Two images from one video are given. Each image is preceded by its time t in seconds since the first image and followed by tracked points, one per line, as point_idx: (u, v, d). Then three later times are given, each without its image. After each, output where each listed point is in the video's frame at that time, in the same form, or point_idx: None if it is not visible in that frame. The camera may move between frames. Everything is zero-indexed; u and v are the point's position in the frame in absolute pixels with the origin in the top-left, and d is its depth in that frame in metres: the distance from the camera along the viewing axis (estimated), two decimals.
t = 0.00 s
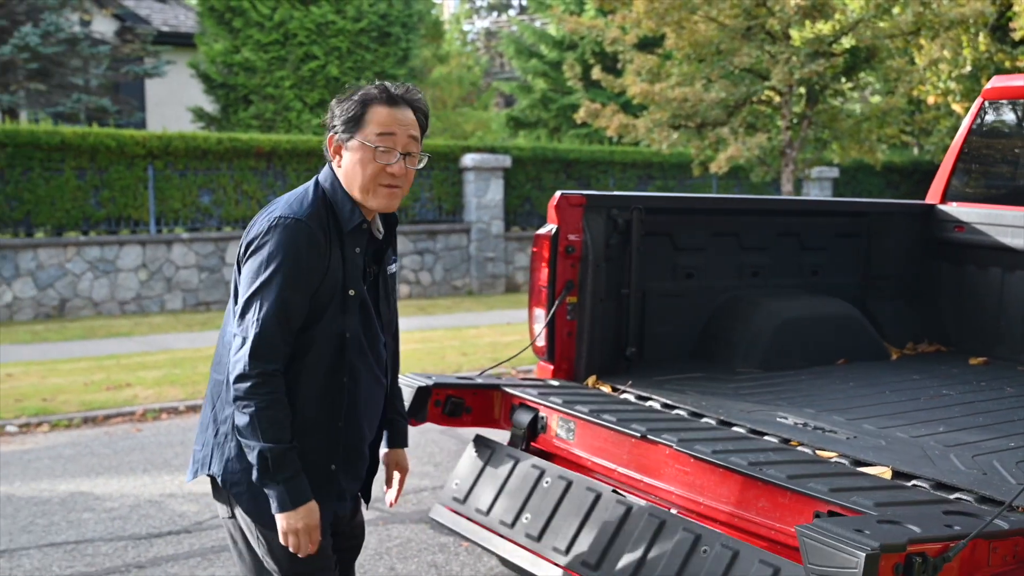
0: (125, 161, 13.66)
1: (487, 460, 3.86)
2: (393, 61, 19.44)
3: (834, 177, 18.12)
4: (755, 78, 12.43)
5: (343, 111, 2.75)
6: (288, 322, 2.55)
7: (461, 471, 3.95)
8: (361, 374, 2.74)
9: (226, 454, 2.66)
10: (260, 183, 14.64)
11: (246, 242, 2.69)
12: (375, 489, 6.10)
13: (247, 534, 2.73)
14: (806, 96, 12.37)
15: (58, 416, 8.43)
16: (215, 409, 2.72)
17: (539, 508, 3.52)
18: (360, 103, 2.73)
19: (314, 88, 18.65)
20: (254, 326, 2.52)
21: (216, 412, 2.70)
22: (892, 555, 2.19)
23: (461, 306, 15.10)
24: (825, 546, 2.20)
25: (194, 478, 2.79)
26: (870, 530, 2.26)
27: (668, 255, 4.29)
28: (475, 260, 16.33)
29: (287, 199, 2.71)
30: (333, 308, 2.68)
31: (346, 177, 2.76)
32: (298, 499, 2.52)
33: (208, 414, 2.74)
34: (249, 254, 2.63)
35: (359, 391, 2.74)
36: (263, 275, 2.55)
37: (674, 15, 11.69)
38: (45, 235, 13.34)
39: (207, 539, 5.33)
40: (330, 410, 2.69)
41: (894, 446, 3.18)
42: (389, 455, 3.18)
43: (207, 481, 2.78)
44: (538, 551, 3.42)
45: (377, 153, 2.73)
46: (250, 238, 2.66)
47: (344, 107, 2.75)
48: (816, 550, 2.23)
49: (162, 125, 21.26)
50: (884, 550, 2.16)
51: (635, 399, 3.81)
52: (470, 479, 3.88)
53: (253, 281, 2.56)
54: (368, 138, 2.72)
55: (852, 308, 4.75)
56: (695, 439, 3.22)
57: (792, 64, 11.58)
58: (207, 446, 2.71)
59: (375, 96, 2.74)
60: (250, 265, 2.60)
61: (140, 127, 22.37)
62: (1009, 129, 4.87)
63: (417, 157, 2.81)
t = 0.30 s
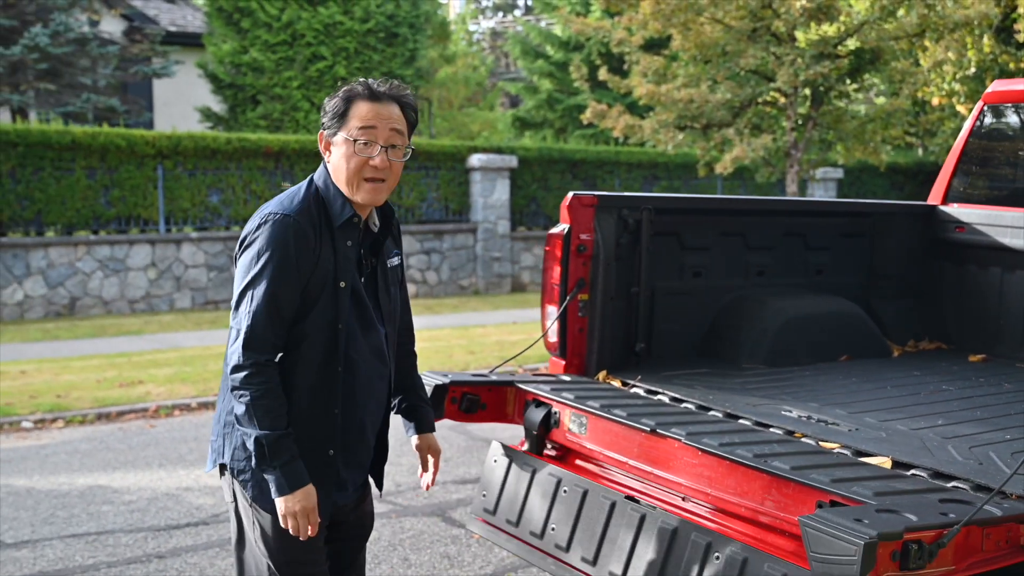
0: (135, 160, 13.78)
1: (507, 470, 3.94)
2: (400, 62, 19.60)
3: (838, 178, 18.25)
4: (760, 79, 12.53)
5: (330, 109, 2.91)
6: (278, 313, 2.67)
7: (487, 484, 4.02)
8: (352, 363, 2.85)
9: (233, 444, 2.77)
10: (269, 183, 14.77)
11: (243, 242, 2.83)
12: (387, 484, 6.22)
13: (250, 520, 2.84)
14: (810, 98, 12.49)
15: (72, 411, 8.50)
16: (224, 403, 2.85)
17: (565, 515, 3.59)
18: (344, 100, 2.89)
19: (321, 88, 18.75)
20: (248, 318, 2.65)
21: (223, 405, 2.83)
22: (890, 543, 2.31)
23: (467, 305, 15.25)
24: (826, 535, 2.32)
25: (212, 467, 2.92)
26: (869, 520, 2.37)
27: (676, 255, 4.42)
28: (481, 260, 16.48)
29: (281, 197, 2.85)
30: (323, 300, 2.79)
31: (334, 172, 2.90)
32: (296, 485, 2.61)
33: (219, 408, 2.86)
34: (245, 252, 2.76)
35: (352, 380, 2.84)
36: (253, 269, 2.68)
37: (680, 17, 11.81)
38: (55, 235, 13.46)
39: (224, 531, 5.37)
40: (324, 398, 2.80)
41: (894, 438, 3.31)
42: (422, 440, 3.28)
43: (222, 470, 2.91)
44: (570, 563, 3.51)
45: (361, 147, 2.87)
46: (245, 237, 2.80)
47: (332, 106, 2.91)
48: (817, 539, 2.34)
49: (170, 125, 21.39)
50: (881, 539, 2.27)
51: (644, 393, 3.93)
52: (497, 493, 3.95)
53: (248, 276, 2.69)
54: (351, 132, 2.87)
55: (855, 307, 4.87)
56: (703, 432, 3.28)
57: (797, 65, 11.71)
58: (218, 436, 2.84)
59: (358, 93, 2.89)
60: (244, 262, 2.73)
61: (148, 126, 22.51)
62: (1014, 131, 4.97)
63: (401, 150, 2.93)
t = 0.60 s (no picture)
0: (140, 161, 13.86)
1: (528, 478, 3.94)
2: (401, 64, 19.73)
3: (837, 180, 18.40)
4: (760, 82, 12.64)
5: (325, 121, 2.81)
6: (268, 324, 2.64)
7: (510, 492, 4.02)
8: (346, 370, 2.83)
9: (230, 451, 2.75)
10: (272, 184, 14.87)
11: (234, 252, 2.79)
12: (393, 483, 6.34)
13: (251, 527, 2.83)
14: (810, 100, 12.61)
15: (80, 411, 8.56)
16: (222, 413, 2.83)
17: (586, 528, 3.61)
18: (340, 112, 2.80)
19: (323, 89, 18.84)
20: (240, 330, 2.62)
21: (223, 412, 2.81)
22: (883, 540, 2.43)
23: (469, 305, 15.38)
24: (823, 533, 2.43)
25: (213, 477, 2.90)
26: (863, 518, 2.49)
27: (678, 259, 4.54)
28: (483, 261, 16.61)
29: (271, 208, 2.80)
30: (314, 309, 2.76)
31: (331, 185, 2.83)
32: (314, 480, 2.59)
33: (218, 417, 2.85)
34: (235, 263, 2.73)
35: (346, 387, 2.83)
36: (243, 280, 2.65)
37: (681, 20, 11.94)
38: (60, 235, 13.55)
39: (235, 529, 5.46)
40: (319, 406, 2.78)
41: (888, 438, 3.43)
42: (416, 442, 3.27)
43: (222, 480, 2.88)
44: (594, 572, 3.53)
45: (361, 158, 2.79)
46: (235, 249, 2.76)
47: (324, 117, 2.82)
48: (814, 536, 2.46)
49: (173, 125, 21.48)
50: (875, 536, 2.39)
51: (647, 395, 4.05)
52: (520, 501, 3.96)
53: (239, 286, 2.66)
54: (355, 146, 2.78)
55: (852, 310, 5.00)
56: (705, 433, 3.34)
57: (797, 68, 11.83)
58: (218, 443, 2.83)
59: (353, 105, 2.80)
60: (234, 272, 2.70)
61: (151, 127, 22.61)
62: (1012, 137, 5.08)
63: (400, 163, 2.89)
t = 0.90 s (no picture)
0: (140, 162, 13.94)
1: (532, 475, 4.01)
2: (400, 65, 19.80)
3: (833, 181, 18.49)
4: (757, 84, 12.74)
5: (354, 133, 2.85)
6: (278, 329, 2.71)
7: (513, 491, 4.10)
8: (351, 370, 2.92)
9: (241, 452, 2.80)
10: (271, 184, 14.95)
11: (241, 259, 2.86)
12: (395, 480, 6.43)
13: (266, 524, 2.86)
14: (806, 103, 12.70)
15: (82, 410, 8.63)
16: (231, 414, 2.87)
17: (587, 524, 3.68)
18: (372, 127, 2.85)
19: (322, 90, 18.93)
20: (250, 336, 2.69)
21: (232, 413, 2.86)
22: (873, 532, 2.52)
23: (467, 306, 15.48)
24: (814, 525, 2.53)
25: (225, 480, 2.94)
26: (854, 512, 2.59)
27: (676, 260, 4.64)
28: (481, 261, 16.69)
29: (278, 213, 2.86)
30: (319, 312, 2.84)
31: (349, 196, 2.89)
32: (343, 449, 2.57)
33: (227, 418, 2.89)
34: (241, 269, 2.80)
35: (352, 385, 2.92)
36: (252, 287, 2.72)
37: (678, 22, 12.04)
38: (59, 235, 13.62)
39: (239, 525, 5.53)
40: (325, 404, 2.90)
41: (881, 434, 3.54)
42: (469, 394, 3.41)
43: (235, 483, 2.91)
44: (596, 566, 3.60)
45: (387, 176, 2.89)
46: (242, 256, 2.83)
47: (351, 128, 2.86)
48: (807, 529, 2.55)
49: (172, 126, 21.55)
50: (865, 529, 2.49)
51: (647, 392, 4.15)
52: (524, 499, 4.03)
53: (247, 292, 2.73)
54: (385, 162, 2.87)
55: (847, 310, 5.10)
56: (704, 431, 3.43)
57: (793, 71, 11.94)
58: (227, 446, 2.85)
59: (386, 122, 2.87)
60: (241, 278, 2.77)
61: (149, 127, 22.67)
62: (1005, 140, 5.17)
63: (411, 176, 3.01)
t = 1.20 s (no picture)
0: (128, 159, 13.94)
1: (523, 466, 4.09)
2: (389, 63, 19.83)
3: (819, 180, 18.61)
4: (743, 83, 12.85)
5: (405, 145, 2.86)
6: (335, 332, 2.67)
7: (505, 481, 4.18)
8: (393, 374, 2.88)
9: (268, 442, 2.79)
10: (260, 182, 14.98)
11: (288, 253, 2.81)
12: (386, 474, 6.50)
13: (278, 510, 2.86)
14: (792, 102, 12.81)
15: (73, 406, 8.65)
16: (260, 404, 2.86)
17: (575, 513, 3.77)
18: (423, 138, 2.87)
19: (311, 88, 18.97)
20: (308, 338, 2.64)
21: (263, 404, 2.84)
22: (854, 518, 2.62)
23: (455, 303, 15.55)
24: (797, 511, 2.62)
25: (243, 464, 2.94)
26: (836, 498, 2.68)
27: (665, 257, 4.73)
28: (469, 259, 16.74)
29: (324, 213, 2.82)
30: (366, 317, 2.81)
31: (390, 202, 2.87)
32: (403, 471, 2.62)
33: (254, 408, 2.87)
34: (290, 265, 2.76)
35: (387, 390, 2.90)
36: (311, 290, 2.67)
37: (666, 22, 12.13)
38: (47, 232, 13.59)
39: (233, 518, 5.59)
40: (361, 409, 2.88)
41: (863, 425, 3.64)
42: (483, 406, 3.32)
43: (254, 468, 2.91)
44: (586, 555, 3.69)
45: (430, 187, 2.91)
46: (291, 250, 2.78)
47: (402, 137, 2.86)
48: (790, 515, 2.65)
49: (159, 124, 21.52)
50: (847, 515, 2.58)
51: (635, 385, 4.24)
52: (517, 490, 4.11)
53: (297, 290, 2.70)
54: (432, 175, 2.89)
55: (831, 306, 5.20)
56: (691, 423, 3.52)
57: (780, 70, 12.04)
58: (253, 436, 2.85)
59: (438, 136, 2.89)
60: (295, 282, 2.70)
61: (136, 125, 22.62)
62: (988, 140, 5.23)
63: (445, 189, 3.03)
